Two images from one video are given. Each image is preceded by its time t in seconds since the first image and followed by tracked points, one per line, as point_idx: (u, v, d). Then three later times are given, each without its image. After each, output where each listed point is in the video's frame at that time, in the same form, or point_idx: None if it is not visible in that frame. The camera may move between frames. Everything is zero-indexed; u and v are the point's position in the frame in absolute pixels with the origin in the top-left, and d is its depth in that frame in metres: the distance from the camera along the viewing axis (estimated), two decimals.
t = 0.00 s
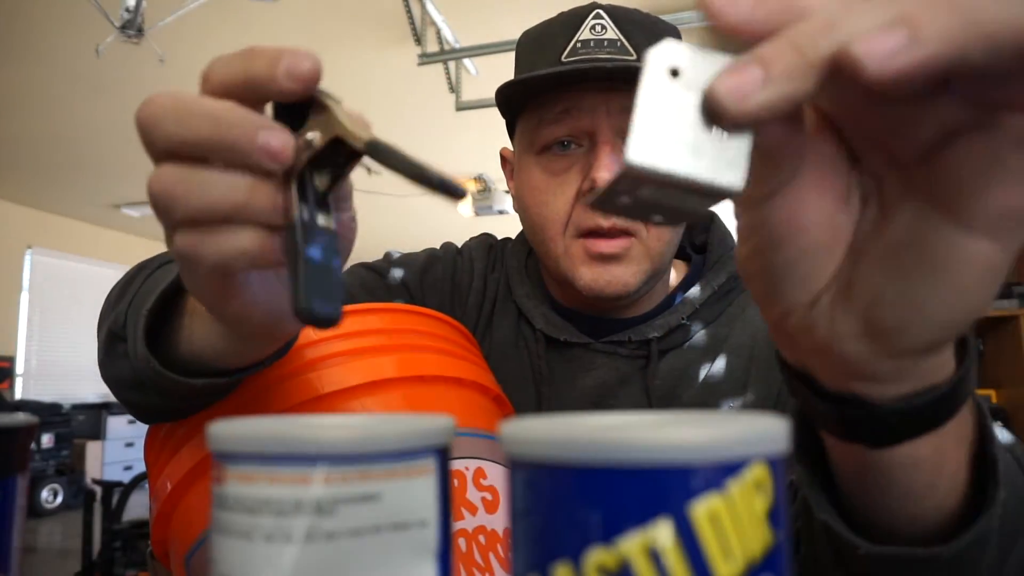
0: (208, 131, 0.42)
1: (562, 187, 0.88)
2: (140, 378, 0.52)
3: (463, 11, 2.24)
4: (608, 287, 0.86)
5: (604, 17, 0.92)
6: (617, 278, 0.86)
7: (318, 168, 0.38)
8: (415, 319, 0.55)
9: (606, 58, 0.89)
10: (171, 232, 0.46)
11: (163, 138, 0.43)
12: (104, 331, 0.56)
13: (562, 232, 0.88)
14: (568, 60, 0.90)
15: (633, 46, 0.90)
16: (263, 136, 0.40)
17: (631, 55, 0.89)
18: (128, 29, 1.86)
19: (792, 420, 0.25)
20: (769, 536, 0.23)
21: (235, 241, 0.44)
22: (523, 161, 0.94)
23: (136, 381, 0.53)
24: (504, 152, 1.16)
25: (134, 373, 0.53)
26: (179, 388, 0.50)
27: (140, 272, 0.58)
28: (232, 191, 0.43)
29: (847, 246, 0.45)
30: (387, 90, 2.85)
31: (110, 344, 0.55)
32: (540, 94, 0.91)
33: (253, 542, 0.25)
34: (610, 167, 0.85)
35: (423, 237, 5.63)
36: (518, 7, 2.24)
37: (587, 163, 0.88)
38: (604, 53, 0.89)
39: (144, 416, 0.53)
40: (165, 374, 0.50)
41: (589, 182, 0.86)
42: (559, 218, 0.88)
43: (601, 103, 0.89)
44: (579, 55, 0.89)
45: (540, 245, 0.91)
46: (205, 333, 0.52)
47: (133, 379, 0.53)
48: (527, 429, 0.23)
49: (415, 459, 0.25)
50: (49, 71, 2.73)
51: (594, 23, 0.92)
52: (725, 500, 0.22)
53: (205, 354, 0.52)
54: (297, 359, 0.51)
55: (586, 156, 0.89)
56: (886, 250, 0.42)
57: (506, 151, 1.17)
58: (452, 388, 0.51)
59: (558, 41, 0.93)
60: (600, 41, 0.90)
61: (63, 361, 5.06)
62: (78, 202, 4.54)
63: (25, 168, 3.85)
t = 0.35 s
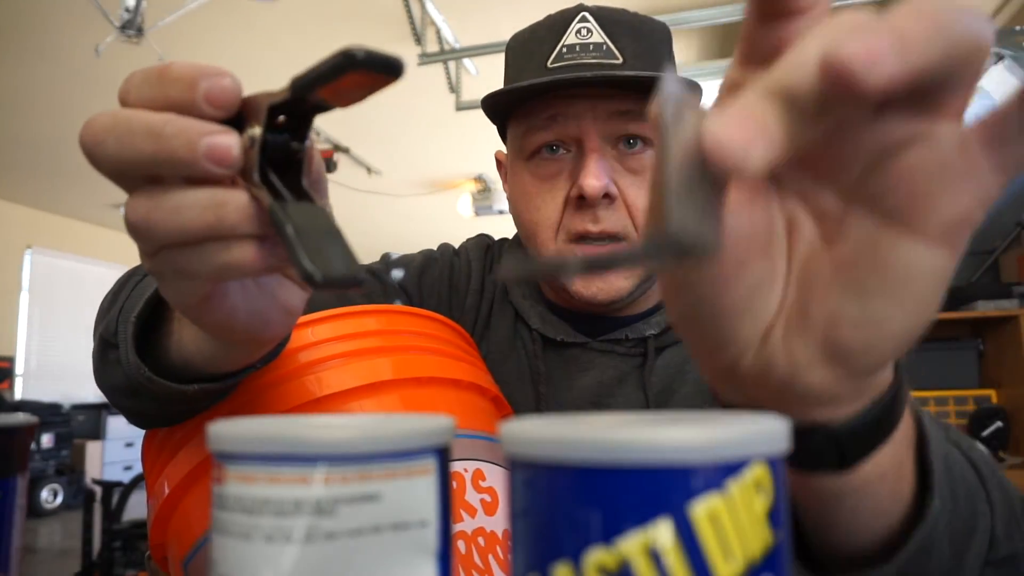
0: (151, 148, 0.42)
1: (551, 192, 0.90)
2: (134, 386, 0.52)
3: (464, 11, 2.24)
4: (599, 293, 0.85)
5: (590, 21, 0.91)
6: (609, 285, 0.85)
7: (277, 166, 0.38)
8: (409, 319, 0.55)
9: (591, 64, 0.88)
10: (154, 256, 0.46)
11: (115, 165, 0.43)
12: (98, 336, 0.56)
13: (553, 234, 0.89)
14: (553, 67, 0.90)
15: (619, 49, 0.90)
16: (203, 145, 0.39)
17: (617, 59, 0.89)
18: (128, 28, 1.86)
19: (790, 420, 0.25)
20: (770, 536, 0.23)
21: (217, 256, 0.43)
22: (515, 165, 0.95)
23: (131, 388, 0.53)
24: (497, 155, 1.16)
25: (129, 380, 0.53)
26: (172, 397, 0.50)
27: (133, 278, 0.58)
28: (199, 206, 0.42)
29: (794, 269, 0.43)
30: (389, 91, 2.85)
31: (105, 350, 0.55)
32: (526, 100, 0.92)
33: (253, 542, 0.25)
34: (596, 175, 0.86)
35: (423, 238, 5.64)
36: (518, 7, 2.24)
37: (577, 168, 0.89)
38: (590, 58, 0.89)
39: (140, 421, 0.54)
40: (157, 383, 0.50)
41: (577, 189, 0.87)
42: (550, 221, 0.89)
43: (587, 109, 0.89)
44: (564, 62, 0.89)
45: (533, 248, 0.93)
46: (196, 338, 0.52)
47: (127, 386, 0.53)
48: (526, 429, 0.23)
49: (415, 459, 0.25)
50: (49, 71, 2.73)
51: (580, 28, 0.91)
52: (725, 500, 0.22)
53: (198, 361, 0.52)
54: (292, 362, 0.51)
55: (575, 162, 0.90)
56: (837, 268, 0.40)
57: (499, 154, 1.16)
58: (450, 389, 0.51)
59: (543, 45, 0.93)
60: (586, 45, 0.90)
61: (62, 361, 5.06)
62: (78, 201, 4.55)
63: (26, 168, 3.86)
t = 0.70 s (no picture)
0: (158, 152, 0.41)
1: (540, 191, 0.90)
2: (131, 390, 0.52)
3: (463, 11, 2.24)
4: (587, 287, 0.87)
5: (584, 21, 0.91)
6: (595, 278, 0.87)
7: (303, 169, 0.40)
8: (405, 318, 0.55)
9: (583, 64, 0.89)
10: (159, 258, 0.46)
11: (126, 171, 0.43)
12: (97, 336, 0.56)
13: (542, 233, 0.89)
14: (545, 66, 0.90)
15: (612, 49, 0.90)
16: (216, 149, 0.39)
17: (610, 59, 0.89)
18: (127, 28, 1.86)
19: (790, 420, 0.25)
20: (770, 536, 0.23)
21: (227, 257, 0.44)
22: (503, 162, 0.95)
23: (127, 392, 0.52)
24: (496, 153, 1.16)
25: (124, 383, 0.52)
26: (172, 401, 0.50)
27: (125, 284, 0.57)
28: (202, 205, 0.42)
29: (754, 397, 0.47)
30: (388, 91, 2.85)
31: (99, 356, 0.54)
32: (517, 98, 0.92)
33: (253, 542, 0.25)
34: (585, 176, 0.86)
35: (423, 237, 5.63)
36: (517, 7, 2.23)
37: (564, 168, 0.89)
38: (582, 59, 0.89)
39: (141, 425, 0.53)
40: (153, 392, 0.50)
41: (564, 189, 0.87)
42: (539, 220, 0.89)
43: (577, 110, 0.89)
44: (556, 61, 0.90)
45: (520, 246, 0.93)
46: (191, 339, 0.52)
47: (124, 390, 0.52)
48: (524, 430, 0.23)
49: (415, 458, 0.25)
50: (48, 71, 2.73)
51: (573, 27, 0.92)
52: (725, 500, 0.22)
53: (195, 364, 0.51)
54: (289, 362, 0.51)
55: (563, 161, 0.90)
56: (801, 408, 0.46)
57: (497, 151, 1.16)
58: (447, 388, 0.51)
59: (536, 45, 0.93)
60: (578, 45, 0.90)
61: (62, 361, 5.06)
62: (78, 201, 4.55)
63: (26, 168, 3.86)
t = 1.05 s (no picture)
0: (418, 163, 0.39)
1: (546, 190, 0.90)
2: (146, 353, 0.54)
3: (462, 11, 2.24)
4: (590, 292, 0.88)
5: (603, 18, 0.90)
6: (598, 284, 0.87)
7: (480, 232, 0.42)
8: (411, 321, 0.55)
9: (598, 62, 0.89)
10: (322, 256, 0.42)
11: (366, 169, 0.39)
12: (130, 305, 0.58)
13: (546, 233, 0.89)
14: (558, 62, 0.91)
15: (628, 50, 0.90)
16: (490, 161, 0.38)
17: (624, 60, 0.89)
18: (128, 28, 1.86)
19: (790, 419, 0.25)
20: (770, 536, 0.23)
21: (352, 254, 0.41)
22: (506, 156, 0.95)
23: (139, 357, 0.55)
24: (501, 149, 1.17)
25: (141, 348, 0.54)
26: (185, 362, 0.51)
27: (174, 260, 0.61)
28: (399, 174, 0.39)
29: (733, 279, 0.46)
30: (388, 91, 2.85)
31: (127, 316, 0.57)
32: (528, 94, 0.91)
33: (254, 542, 0.25)
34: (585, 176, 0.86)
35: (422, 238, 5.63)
36: (517, 7, 2.23)
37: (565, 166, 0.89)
38: (597, 57, 0.89)
39: (137, 397, 0.55)
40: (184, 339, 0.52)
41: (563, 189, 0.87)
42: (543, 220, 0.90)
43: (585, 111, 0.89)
44: (572, 58, 0.90)
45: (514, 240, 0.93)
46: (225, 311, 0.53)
47: (140, 353, 0.54)
48: (523, 430, 0.23)
49: (415, 458, 0.25)
50: (49, 71, 2.73)
51: (592, 24, 0.90)
52: (725, 500, 0.22)
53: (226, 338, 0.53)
54: (294, 360, 0.51)
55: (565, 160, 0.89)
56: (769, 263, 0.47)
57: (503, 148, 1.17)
58: (448, 388, 0.50)
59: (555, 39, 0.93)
60: (595, 44, 0.90)
61: (63, 360, 5.07)
62: (78, 202, 4.55)
63: (27, 168, 3.86)
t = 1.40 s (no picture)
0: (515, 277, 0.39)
1: (566, 198, 0.93)
2: (196, 326, 0.50)
3: (462, 11, 2.24)
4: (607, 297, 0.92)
5: (617, 25, 0.89)
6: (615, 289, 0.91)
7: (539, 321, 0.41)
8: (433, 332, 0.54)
9: (613, 73, 0.88)
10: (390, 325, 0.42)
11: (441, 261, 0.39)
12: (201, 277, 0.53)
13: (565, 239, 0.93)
14: (574, 71, 0.89)
15: (644, 58, 0.88)
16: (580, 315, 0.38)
17: (642, 70, 0.88)
18: (128, 28, 1.86)
19: (790, 419, 0.25)
20: (769, 535, 0.23)
21: (448, 291, 0.39)
22: (525, 162, 0.97)
23: (186, 329, 0.51)
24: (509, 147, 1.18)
25: (191, 320, 0.51)
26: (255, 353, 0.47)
27: (248, 242, 0.57)
28: (502, 249, 0.39)
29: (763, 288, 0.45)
30: (388, 91, 2.85)
31: (182, 280, 0.54)
32: (545, 103, 0.92)
33: (254, 542, 0.25)
34: (614, 187, 0.89)
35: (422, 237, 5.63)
36: (517, 7, 2.24)
37: (591, 175, 0.92)
38: (613, 67, 0.88)
39: (164, 370, 0.51)
40: (252, 318, 0.47)
41: (592, 198, 0.90)
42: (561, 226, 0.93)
43: (606, 121, 0.91)
44: (586, 67, 0.89)
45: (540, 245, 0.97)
46: (295, 309, 0.48)
47: (189, 324, 0.51)
48: (525, 430, 0.23)
49: (415, 458, 0.25)
50: (49, 71, 2.73)
51: (605, 31, 0.89)
52: (725, 500, 0.22)
53: (283, 342, 0.48)
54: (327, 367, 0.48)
55: (590, 169, 0.93)
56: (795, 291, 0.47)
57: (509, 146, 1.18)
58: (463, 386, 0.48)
59: (566, 46, 0.91)
60: (609, 52, 0.89)
61: (63, 360, 5.07)
62: (79, 202, 4.55)
63: (27, 168, 3.86)
